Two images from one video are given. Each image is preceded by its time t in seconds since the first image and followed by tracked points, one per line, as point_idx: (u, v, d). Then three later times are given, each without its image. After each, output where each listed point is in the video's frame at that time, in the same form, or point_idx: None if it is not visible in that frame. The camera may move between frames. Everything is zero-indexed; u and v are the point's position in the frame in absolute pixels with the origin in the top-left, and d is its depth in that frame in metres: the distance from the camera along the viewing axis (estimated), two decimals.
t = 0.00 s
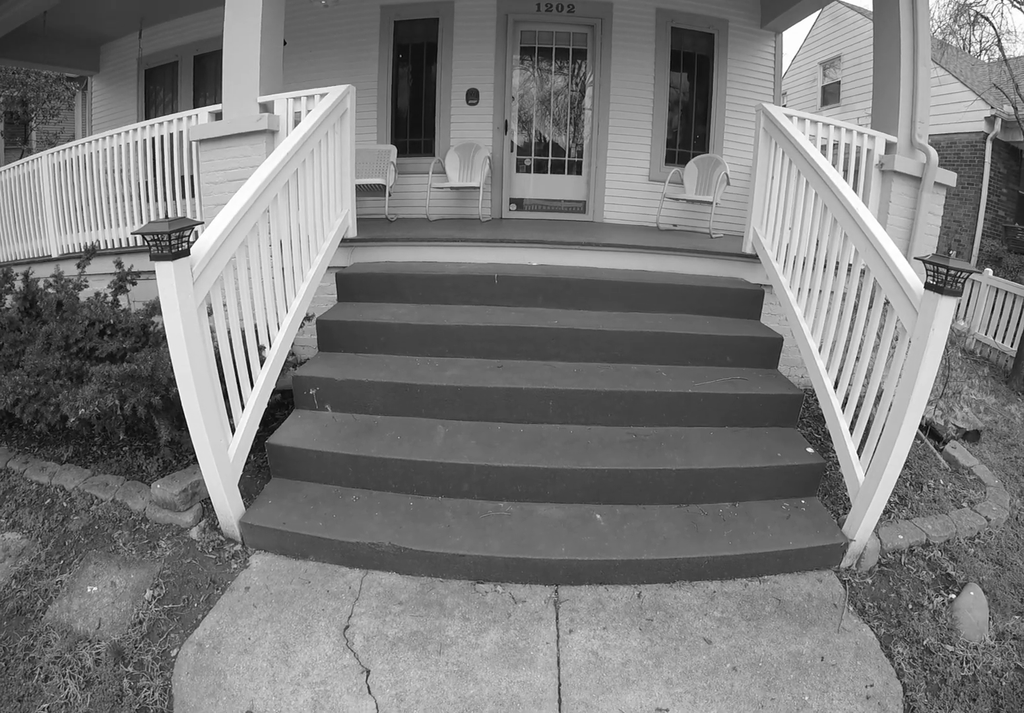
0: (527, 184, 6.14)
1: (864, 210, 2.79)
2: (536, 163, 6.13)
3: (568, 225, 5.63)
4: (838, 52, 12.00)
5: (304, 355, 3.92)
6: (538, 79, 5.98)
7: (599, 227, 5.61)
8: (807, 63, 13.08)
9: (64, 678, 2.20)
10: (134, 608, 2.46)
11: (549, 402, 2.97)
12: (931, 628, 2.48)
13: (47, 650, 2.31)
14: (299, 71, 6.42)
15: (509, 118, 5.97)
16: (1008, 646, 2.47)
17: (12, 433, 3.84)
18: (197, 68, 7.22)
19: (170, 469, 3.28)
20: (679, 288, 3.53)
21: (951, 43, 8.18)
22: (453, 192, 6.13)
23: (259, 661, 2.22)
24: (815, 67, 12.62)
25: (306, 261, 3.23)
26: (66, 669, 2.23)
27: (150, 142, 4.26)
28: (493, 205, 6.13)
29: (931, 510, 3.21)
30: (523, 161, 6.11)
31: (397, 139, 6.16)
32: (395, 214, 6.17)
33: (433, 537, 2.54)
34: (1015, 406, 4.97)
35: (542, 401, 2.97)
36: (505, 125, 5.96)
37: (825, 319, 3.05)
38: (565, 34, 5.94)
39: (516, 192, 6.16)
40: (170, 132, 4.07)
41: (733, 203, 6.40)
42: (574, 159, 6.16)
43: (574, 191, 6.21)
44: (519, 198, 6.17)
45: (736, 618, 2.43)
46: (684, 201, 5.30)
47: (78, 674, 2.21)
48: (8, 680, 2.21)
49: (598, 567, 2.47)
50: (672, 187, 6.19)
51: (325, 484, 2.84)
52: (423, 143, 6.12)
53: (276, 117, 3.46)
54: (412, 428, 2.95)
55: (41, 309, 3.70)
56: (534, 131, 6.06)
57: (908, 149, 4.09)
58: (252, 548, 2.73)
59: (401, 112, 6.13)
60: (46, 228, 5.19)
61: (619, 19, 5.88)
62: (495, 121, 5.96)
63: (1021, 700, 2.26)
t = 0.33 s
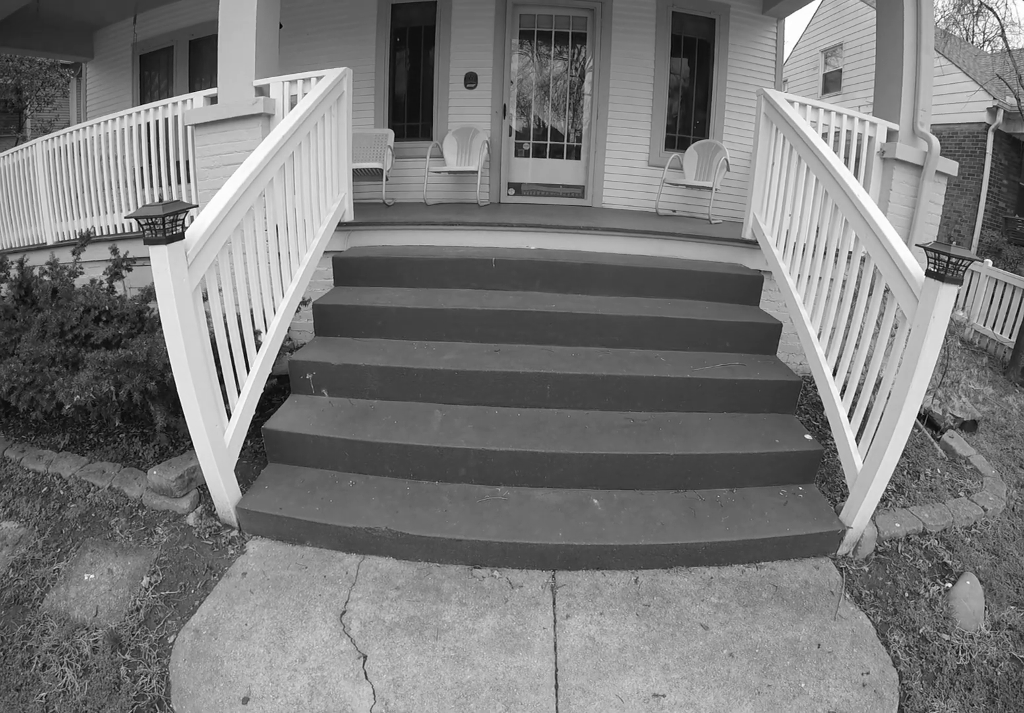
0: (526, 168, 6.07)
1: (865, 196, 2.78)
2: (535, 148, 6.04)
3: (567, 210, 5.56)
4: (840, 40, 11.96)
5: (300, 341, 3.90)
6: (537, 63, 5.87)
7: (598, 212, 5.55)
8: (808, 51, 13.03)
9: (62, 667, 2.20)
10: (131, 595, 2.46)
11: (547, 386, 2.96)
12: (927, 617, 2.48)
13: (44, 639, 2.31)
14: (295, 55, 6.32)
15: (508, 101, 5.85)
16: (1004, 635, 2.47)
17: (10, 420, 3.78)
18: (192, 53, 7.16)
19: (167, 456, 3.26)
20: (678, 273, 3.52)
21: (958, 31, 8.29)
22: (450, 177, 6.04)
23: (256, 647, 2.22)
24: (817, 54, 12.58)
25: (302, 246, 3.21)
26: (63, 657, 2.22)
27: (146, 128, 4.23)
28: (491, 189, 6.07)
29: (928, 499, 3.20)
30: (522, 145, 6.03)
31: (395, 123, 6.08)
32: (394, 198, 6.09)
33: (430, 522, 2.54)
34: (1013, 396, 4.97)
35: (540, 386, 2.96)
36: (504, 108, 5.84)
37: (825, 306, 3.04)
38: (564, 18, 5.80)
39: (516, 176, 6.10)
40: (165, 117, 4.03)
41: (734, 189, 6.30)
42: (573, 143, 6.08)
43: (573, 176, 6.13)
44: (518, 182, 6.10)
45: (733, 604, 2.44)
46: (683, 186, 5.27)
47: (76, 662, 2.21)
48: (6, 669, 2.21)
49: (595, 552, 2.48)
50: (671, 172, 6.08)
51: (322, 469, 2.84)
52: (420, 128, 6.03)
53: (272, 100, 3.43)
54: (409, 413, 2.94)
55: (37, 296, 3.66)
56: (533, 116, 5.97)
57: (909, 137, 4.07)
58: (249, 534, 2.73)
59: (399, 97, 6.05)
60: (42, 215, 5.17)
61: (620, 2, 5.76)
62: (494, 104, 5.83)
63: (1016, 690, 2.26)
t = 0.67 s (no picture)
0: (525, 150, 5.73)
1: (868, 178, 2.76)
2: (535, 129, 5.71)
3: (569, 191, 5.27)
4: (843, 23, 11.87)
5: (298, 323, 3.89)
6: (536, 46, 5.55)
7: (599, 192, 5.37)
8: (811, 34, 12.93)
9: (63, 654, 2.19)
10: (131, 580, 2.45)
11: (546, 367, 2.95)
12: (926, 602, 2.48)
13: (45, 626, 2.30)
14: (290, 37, 6.14)
15: (507, 83, 5.55)
16: (1002, 621, 2.47)
17: (9, 409, 3.71)
18: (186, 37, 7.10)
19: (165, 440, 3.26)
20: (679, 255, 3.50)
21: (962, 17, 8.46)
22: (449, 158, 5.76)
23: (256, 630, 2.22)
24: (819, 38, 12.49)
25: (299, 228, 3.19)
26: (64, 644, 2.22)
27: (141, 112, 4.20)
28: (490, 170, 5.73)
29: (927, 483, 3.20)
30: (521, 126, 5.70)
31: (392, 105, 5.81)
32: (389, 181, 5.83)
33: (429, 504, 2.54)
34: (1013, 383, 4.96)
35: (539, 366, 2.95)
36: (502, 90, 5.54)
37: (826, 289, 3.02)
38: None
39: (515, 158, 5.75)
40: (160, 100, 4.00)
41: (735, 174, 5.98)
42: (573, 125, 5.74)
43: (572, 157, 5.80)
44: (517, 164, 5.76)
45: (732, 586, 2.45)
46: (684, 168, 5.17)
47: (77, 649, 2.20)
48: (7, 657, 2.20)
49: (594, 533, 2.48)
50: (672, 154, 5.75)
51: (320, 452, 2.83)
52: (418, 109, 5.76)
53: (268, 82, 3.40)
54: (407, 394, 2.93)
55: (32, 282, 3.61)
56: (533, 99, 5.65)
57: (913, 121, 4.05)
58: (248, 517, 2.72)
59: (396, 79, 5.78)
60: (38, 203, 5.16)
61: None
62: (494, 85, 5.54)
63: (1014, 677, 2.26)
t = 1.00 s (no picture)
0: (525, 132, 5.58)
1: (873, 159, 2.73)
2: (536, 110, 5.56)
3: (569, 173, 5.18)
4: (847, 6, 11.76)
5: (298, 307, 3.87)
6: (537, 28, 5.41)
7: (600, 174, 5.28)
8: (814, 17, 12.81)
9: (66, 642, 2.19)
10: (133, 567, 2.45)
11: (547, 349, 2.94)
12: (928, 586, 2.47)
13: (48, 615, 2.30)
14: (286, 20, 6.03)
15: (507, 64, 5.41)
16: (1003, 607, 2.45)
17: (9, 398, 3.67)
18: (182, 22, 7.04)
19: (166, 426, 3.25)
20: (681, 235, 3.48)
21: None
22: (449, 140, 5.62)
23: (258, 614, 2.22)
24: (823, 20, 12.36)
25: (298, 212, 3.17)
26: (67, 632, 2.22)
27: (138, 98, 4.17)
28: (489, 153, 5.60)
29: (930, 468, 3.19)
30: (522, 108, 5.54)
31: (391, 87, 5.67)
32: (390, 163, 5.73)
33: (430, 486, 2.53)
34: (1016, 368, 4.94)
35: (541, 348, 2.94)
36: (502, 71, 5.39)
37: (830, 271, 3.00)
38: None
39: (515, 140, 5.59)
40: (157, 86, 3.97)
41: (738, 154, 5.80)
42: (573, 106, 5.60)
43: (573, 139, 5.67)
44: (518, 146, 5.59)
45: (734, 569, 2.45)
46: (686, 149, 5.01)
47: (80, 637, 2.21)
48: (10, 646, 2.20)
49: (596, 515, 2.47)
50: (673, 135, 5.63)
51: (321, 435, 2.82)
52: (418, 91, 5.61)
53: (264, 65, 3.37)
54: (408, 376, 2.92)
55: (31, 271, 3.59)
56: (533, 81, 5.49)
57: (918, 103, 4.03)
58: (249, 501, 2.72)
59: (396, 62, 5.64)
60: (35, 192, 5.14)
61: None
62: (493, 66, 5.40)
63: (1015, 663, 2.25)
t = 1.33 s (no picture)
0: (527, 113, 5.43)
1: (879, 140, 2.70)
2: (537, 91, 5.38)
3: (570, 154, 4.98)
4: None
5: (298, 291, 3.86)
6: (538, 9, 5.22)
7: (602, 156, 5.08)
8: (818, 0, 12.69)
9: (69, 628, 2.19)
10: (135, 552, 2.44)
11: (549, 329, 2.93)
12: (930, 572, 2.46)
13: (51, 601, 2.29)
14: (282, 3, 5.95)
15: (508, 45, 5.23)
16: (1004, 594, 2.44)
17: (10, 387, 3.61)
18: (179, 6, 6.98)
19: (167, 411, 3.24)
20: (684, 215, 3.46)
21: None
22: (450, 121, 5.46)
23: (259, 598, 2.22)
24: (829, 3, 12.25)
25: (297, 195, 3.15)
26: (70, 618, 2.22)
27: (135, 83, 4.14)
28: (491, 134, 5.44)
29: (932, 453, 3.17)
30: (523, 88, 5.38)
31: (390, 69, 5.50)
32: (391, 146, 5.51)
33: (432, 467, 2.53)
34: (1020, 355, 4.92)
35: (542, 328, 2.93)
36: (504, 52, 5.22)
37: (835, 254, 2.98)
38: None
39: (516, 122, 5.46)
40: (154, 70, 3.94)
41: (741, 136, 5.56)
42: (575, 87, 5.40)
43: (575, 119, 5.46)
44: (519, 128, 5.46)
45: (736, 551, 2.44)
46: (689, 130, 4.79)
47: (83, 622, 2.21)
48: (13, 634, 2.20)
49: (598, 496, 2.47)
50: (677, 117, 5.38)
51: (323, 418, 2.82)
52: (418, 72, 5.44)
53: (262, 46, 3.34)
54: (410, 358, 2.91)
55: (30, 258, 3.57)
56: (535, 64, 5.30)
57: (924, 86, 3.99)
58: (251, 484, 2.72)
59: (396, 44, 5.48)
60: (33, 180, 5.14)
61: None
62: (494, 47, 5.22)
63: (1016, 650, 2.24)
